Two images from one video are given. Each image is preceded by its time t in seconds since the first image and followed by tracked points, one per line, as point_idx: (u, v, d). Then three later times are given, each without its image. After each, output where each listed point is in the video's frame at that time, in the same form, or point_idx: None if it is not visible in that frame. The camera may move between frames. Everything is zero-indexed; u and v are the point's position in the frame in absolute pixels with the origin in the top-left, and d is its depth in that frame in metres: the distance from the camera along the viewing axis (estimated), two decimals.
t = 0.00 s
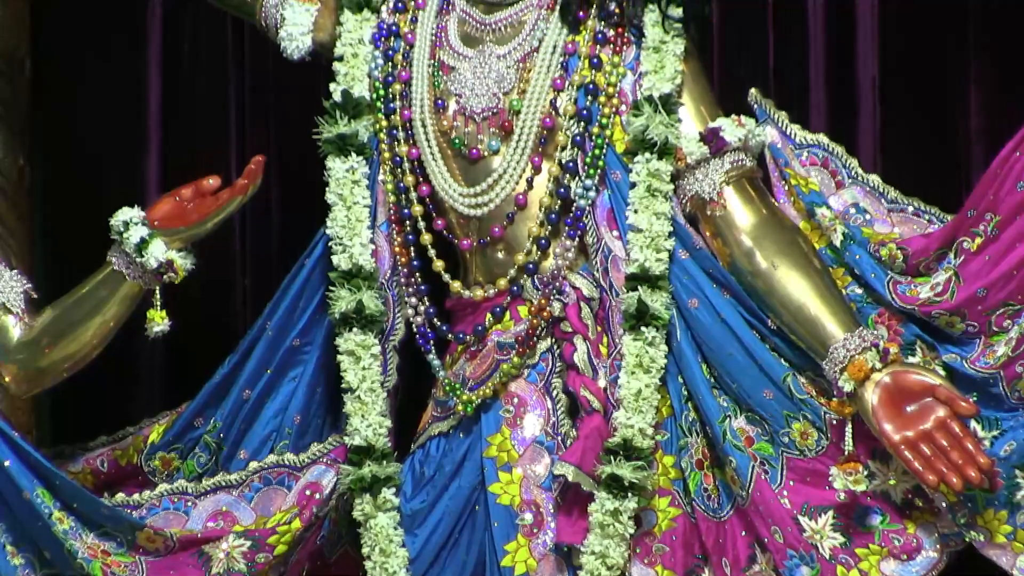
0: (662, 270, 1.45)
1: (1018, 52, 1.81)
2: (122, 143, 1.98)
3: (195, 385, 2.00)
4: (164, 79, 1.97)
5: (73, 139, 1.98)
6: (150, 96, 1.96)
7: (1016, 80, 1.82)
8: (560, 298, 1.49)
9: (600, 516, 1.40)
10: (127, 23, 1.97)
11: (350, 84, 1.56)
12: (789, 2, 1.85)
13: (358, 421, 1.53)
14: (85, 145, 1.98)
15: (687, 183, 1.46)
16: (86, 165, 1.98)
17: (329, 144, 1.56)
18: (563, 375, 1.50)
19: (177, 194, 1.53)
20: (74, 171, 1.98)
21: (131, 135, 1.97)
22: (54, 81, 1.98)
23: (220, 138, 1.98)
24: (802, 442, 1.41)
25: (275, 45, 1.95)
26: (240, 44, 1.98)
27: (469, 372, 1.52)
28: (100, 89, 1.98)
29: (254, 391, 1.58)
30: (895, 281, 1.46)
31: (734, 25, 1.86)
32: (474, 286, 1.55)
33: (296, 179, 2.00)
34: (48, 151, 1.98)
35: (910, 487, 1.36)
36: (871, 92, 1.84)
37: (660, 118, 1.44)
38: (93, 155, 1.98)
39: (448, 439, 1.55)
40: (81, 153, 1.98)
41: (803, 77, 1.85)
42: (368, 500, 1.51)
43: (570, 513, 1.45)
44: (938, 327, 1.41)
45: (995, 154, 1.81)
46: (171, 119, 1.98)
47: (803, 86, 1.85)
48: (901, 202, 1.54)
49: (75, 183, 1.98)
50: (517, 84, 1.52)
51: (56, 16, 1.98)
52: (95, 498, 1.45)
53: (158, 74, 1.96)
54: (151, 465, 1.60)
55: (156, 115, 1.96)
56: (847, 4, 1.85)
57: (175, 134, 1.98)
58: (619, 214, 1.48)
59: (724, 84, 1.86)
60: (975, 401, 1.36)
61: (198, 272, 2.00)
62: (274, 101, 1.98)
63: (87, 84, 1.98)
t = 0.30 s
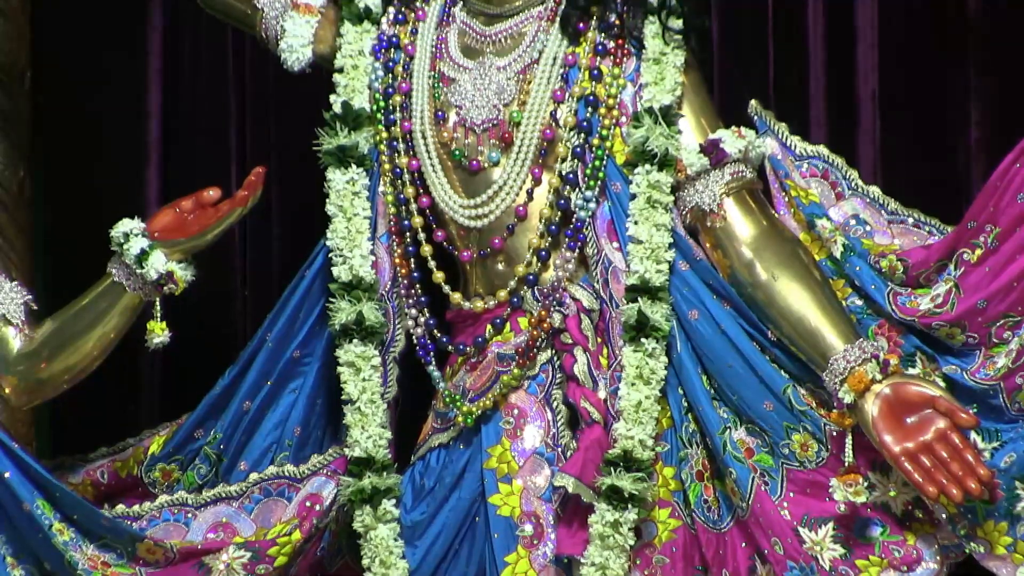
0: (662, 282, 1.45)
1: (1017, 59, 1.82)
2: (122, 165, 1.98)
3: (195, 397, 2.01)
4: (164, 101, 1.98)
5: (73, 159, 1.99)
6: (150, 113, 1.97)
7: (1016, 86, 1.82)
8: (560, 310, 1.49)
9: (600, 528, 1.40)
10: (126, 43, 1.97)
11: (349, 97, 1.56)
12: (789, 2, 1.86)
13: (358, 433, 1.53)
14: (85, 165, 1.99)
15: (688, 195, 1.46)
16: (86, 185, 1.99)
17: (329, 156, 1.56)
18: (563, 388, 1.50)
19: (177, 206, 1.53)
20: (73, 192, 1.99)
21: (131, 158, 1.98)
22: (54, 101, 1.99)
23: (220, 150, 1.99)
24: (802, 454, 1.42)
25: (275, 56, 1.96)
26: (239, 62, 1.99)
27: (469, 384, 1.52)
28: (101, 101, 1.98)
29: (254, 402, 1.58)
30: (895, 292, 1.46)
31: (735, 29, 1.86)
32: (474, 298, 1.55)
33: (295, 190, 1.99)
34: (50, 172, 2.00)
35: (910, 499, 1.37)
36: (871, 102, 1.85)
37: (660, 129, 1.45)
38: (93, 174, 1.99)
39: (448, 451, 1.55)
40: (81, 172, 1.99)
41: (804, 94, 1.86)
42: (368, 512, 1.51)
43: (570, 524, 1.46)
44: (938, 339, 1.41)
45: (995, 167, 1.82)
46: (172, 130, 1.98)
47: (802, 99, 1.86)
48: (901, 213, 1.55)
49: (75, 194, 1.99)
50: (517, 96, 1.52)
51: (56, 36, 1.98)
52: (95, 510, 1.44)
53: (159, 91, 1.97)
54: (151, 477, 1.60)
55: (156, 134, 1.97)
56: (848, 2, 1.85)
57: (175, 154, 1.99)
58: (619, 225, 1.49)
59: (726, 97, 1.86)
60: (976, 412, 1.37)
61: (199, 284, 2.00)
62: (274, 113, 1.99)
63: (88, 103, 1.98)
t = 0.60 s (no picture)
0: (662, 294, 1.45)
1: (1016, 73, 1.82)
2: (122, 165, 1.99)
3: (195, 409, 2.00)
4: (164, 104, 1.98)
5: (73, 159, 1.99)
6: (150, 124, 1.97)
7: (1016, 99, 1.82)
8: (560, 322, 1.50)
9: (600, 539, 1.40)
10: (126, 43, 1.98)
11: (349, 109, 1.57)
12: (788, 7, 1.86)
13: (358, 445, 1.53)
14: (85, 166, 1.99)
15: (687, 207, 1.46)
16: (86, 185, 1.99)
17: (330, 168, 1.56)
18: (564, 400, 1.51)
19: (177, 218, 1.53)
20: (73, 192, 1.99)
21: (131, 158, 1.98)
22: (54, 106, 2.00)
23: (221, 162, 1.99)
24: (802, 465, 1.42)
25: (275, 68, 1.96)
26: (239, 71, 1.99)
27: (469, 396, 1.52)
28: (103, 113, 1.99)
29: (254, 414, 1.58)
30: (895, 305, 1.46)
31: (734, 41, 1.87)
32: (474, 310, 1.55)
33: (295, 202, 2.00)
34: (49, 171, 2.00)
35: (910, 511, 1.37)
36: (871, 113, 1.85)
37: (660, 141, 1.45)
38: (94, 175, 1.99)
39: (449, 463, 1.55)
40: (80, 173, 1.99)
41: (804, 101, 1.87)
42: (368, 523, 1.51)
43: (571, 535, 1.46)
44: (939, 351, 1.42)
45: (995, 178, 1.82)
46: (173, 142, 1.99)
47: (802, 111, 1.87)
48: (901, 226, 1.55)
49: (76, 204, 1.99)
50: (517, 108, 1.52)
51: (58, 49, 1.99)
52: (95, 521, 1.44)
53: (159, 103, 1.97)
54: (152, 489, 1.59)
55: (156, 145, 1.97)
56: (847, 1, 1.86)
57: (175, 159, 1.99)
58: (619, 237, 1.49)
59: (726, 107, 1.87)
60: (976, 424, 1.37)
61: (200, 296, 2.01)
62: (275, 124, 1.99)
63: (88, 105, 1.99)
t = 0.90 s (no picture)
0: (662, 304, 1.45)
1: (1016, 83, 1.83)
2: (122, 166, 1.99)
3: (195, 420, 2.01)
4: (164, 107, 1.98)
5: (73, 161, 2.00)
6: (150, 131, 1.97)
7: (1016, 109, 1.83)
8: (560, 331, 1.50)
9: (600, 550, 1.40)
10: (126, 53, 1.98)
11: (350, 119, 1.57)
12: (787, 19, 1.87)
13: (358, 455, 1.53)
14: (84, 170, 2.00)
15: (687, 217, 1.47)
16: (86, 185, 2.00)
17: (330, 178, 1.57)
18: (563, 410, 1.51)
19: (177, 229, 1.54)
20: (73, 193, 2.00)
21: (131, 158, 1.99)
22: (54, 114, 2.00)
23: (221, 172, 1.99)
24: (802, 476, 1.42)
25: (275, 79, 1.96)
26: (239, 81, 1.99)
27: (468, 406, 1.52)
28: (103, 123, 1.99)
29: (254, 425, 1.59)
30: (895, 315, 1.46)
31: (734, 52, 1.87)
32: (474, 320, 1.55)
33: (296, 213, 2.00)
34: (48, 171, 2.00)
35: (910, 521, 1.37)
36: (871, 124, 1.86)
37: (660, 152, 1.46)
38: (93, 179, 1.99)
39: (448, 473, 1.54)
40: (80, 177, 2.00)
41: (803, 112, 1.87)
42: (368, 534, 1.51)
43: (570, 546, 1.46)
44: (939, 361, 1.42)
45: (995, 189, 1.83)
46: (173, 152, 1.99)
47: (801, 122, 1.88)
48: (901, 236, 1.55)
49: (76, 214, 2.00)
50: (517, 118, 1.52)
51: (58, 60, 1.99)
52: (95, 531, 1.44)
53: (159, 113, 1.97)
54: (152, 499, 1.60)
55: (157, 153, 1.97)
56: (848, 6, 1.86)
57: (176, 168, 1.99)
58: (619, 247, 1.49)
59: (725, 118, 1.88)
60: (976, 434, 1.37)
61: (200, 306, 2.01)
62: (275, 134, 1.99)
63: (88, 109, 1.99)
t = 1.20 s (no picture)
0: (662, 318, 1.45)
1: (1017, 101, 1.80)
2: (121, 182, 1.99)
3: (194, 434, 2.01)
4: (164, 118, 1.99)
5: (71, 177, 2.00)
6: (151, 144, 1.98)
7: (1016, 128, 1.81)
8: (559, 345, 1.51)
9: (600, 563, 1.41)
10: (127, 67, 1.98)
11: (349, 133, 1.57)
12: (785, 34, 1.88)
13: (358, 469, 1.53)
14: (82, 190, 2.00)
15: (687, 230, 1.47)
16: (84, 189, 2.00)
17: (330, 192, 1.57)
18: (563, 423, 1.51)
19: (177, 242, 1.54)
20: (72, 212, 2.00)
21: (131, 163, 1.99)
22: (55, 128, 2.00)
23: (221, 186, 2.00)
24: (802, 489, 1.42)
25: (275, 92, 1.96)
26: (239, 95, 2.00)
27: (468, 420, 1.52)
28: (103, 137, 2.00)
29: (254, 438, 1.59)
30: (895, 328, 1.46)
31: (734, 66, 1.89)
32: (473, 333, 1.56)
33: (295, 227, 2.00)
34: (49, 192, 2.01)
35: (910, 535, 1.37)
36: (871, 139, 1.86)
37: (660, 165, 1.46)
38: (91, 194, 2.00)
39: (448, 486, 1.54)
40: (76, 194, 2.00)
41: (801, 126, 1.88)
42: (367, 547, 1.51)
43: (570, 559, 1.46)
44: (938, 375, 1.42)
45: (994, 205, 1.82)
46: (174, 165, 2.00)
47: (801, 136, 1.88)
48: (901, 250, 1.56)
49: (76, 229, 2.00)
50: (516, 132, 1.53)
51: (58, 74, 2.00)
52: (94, 545, 1.44)
53: (159, 129, 1.98)
54: (151, 513, 1.60)
55: (156, 167, 1.98)
56: (846, 20, 1.86)
57: (177, 182, 2.00)
58: (618, 261, 1.50)
59: (725, 131, 1.89)
60: (976, 447, 1.37)
61: (200, 320, 2.01)
62: (274, 149, 1.99)
63: (87, 123, 2.00)
